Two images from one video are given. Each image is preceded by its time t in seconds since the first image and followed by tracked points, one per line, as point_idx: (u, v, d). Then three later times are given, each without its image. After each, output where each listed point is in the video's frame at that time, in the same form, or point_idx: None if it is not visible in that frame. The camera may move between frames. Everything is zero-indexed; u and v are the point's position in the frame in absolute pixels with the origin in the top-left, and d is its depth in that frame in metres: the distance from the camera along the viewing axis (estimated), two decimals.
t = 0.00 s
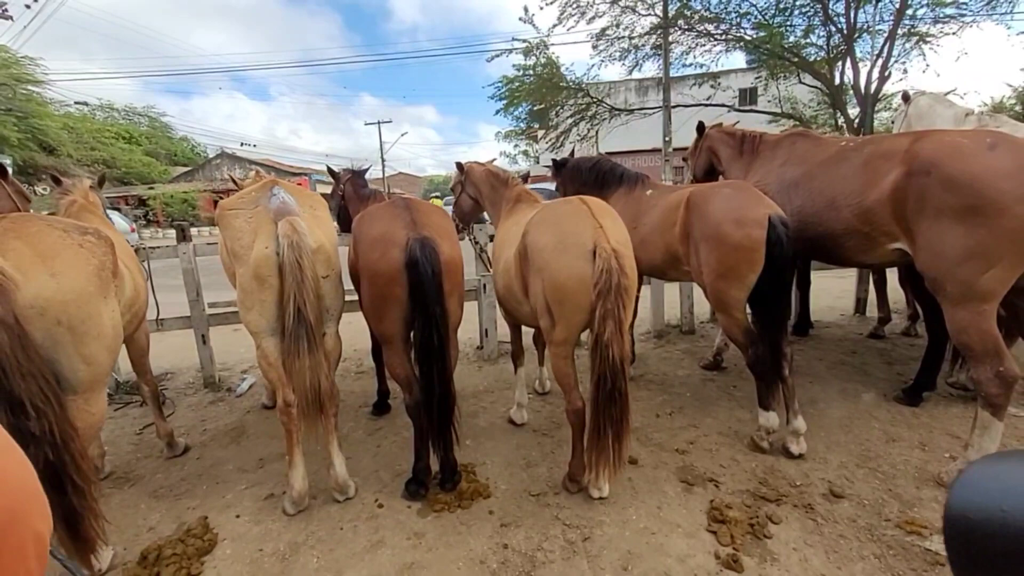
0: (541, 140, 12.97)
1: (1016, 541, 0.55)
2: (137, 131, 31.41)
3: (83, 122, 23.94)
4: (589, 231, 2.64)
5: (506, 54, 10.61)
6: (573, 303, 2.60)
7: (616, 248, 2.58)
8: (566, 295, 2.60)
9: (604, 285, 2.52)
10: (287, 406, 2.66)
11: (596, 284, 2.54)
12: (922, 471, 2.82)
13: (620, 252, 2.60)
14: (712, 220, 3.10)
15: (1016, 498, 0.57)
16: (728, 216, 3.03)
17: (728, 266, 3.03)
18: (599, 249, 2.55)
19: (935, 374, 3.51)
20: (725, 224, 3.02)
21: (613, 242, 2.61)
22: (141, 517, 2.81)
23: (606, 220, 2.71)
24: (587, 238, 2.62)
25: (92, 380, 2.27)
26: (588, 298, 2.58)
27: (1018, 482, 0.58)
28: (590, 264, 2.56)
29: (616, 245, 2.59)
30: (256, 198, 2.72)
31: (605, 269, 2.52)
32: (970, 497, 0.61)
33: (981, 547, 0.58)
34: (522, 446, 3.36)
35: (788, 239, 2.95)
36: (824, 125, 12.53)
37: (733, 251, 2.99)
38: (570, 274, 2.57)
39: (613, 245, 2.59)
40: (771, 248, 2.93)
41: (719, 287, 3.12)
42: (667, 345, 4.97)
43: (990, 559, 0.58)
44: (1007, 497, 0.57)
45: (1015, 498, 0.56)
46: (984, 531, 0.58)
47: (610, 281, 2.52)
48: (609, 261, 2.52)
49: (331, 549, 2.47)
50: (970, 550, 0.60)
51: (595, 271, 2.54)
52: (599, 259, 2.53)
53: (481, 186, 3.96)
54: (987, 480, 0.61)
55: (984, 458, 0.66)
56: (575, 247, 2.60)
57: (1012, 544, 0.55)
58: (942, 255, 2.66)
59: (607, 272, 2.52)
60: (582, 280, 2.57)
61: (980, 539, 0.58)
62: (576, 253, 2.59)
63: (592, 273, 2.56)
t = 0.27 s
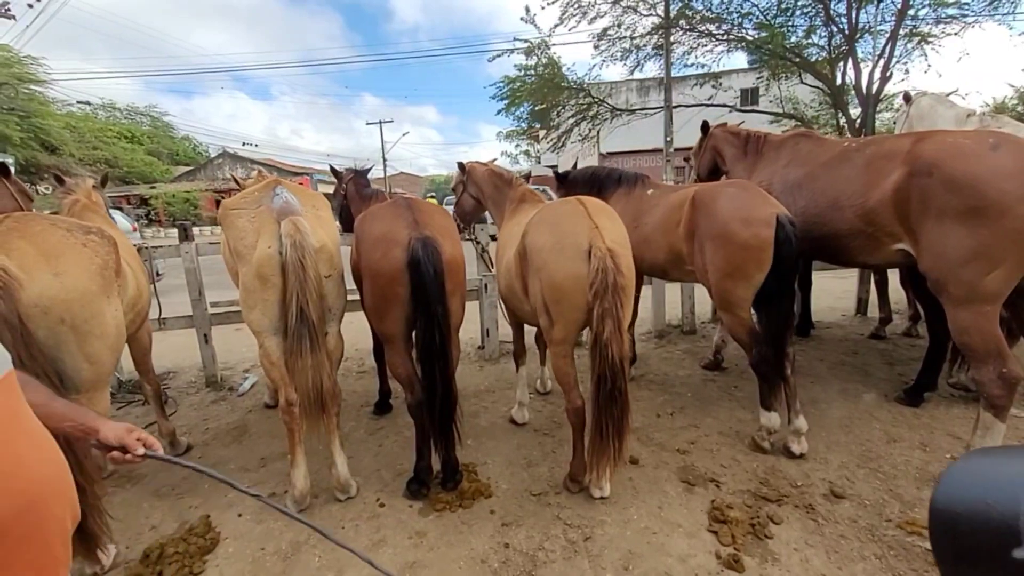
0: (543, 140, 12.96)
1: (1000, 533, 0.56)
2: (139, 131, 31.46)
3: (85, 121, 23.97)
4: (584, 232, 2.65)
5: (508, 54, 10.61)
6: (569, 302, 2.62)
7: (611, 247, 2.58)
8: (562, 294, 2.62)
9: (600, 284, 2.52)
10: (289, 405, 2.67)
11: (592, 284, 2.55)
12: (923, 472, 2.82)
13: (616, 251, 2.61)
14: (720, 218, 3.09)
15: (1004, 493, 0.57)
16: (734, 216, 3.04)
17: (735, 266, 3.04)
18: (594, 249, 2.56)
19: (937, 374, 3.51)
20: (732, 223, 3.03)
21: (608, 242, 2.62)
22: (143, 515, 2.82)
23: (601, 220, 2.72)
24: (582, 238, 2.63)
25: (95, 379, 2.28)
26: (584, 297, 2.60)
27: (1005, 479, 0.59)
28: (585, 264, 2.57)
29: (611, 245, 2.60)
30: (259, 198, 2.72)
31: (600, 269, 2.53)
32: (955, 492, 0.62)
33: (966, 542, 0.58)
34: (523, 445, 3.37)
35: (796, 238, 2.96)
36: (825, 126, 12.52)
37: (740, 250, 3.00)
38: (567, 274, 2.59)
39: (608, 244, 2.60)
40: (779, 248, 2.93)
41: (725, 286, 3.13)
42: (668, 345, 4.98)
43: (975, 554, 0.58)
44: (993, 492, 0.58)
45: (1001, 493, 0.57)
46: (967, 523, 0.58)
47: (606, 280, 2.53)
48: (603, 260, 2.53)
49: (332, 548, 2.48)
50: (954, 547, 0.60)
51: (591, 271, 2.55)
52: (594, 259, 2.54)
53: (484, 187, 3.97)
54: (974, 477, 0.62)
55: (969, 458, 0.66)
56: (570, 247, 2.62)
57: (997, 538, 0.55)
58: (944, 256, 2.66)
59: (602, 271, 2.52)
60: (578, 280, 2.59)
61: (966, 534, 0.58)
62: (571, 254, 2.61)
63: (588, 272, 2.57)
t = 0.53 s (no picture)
0: (544, 140, 12.95)
1: (996, 530, 0.55)
2: (141, 131, 31.52)
3: (88, 120, 24.01)
4: (581, 233, 2.64)
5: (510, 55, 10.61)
6: (567, 301, 2.61)
7: (607, 248, 2.58)
8: (560, 295, 2.61)
9: (597, 284, 2.51)
10: (291, 405, 2.66)
11: (589, 285, 2.54)
12: (927, 474, 2.81)
13: (613, 252, 2.60)
14: (723, 219, 3.08)
15: (995, 490, 0.57)
16: (739, 216, 3.02)
17: (740, 266, 3.02)
18: (590, 250, 2.55)
19: (941, 375, 3.49)
20: (736, 223, 3.02)
21: (605, 243, 2.61)
22: (144, 515, 2.82)
23: (598, 221, 2.71)
24: (579, 240, 2.62)
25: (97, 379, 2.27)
26: (581, 298, 2.59)
27: (996, 475, 0.58)
28: (582, 265, 2.57)
29: (608, 245, 2.59)
30: (260, 197, 2.72)
31: (597, 270, 2.52)
32: (950, 493, 0.60)
33: (962, 540, 0.57)
34: (524, 446, 3.36)
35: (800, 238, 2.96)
36: (827, 126, 12.50)
37: (744, 250, 2.98)
38: (563, 274, 2.59)
39: (605, 246, 2.59)
40: (784, 248, 2.92)
41: (729, 286, 3.11)
42: (670, 346, 4.96)
43: (974, 553, 0.57)
44: (985, 487, 0.57)
45: (995, 488, 0.56)
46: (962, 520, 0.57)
47: (602, 280, 2.52)
48: (600, 261, 2.52)
49: (334, 548, 2.48)
50: (953, 547, 0.59)
51: (588, 273, 2.54)
52: (591, 260, 2.53)
53: (487, 186, 3.97)
54: (968, 475, 0.61)
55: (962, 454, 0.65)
56: (567, 249, 2.61)
57: (993, 536, 0.54)
58: (947, 258, 2.65)
59: (599, 272, 2.51)
60: (575, 280, 2.58)
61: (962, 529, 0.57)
62: (568, 255, 2.60)
63: (584, 273, 2.56)
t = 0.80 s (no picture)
0: (547, 140, 12.95)
1: (996, 530, 0.54)
2: (145, 131, 31.61)
3: (92, 121, 24.10)
4: (581, 243, 2.61)
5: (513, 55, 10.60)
6: (564, 309, 2.61)
7: (606, 261, 2.55)
8: (558, 302, 2.62)
9: (593, 298, 2.51)
10: (293, 405, 2.66)
11: (585, 298, 2.54)
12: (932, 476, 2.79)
13: (613, 266, 2.57)
14: (721, 220, 3.08)
15: (996, 490, 0.56)
16: (737, 217, 3.01)
17: (738, 266, 3.01)
18: (589, 262, 2.54)
19: (945, 377, 3.47)
20: (734, 224, 3.01)
21: (606, 255, 2.58)
22: (147, 514, 2.82)
23: (600, 232, 2.68)
24: (579, 250, 2.60)
25: (99, 377, 2.27)
26: (578, 309, 2.59)
27: (999, 476, 0.58)
28: (581, 277, 2.55)
29: (608, 258, 2.57)
30: (263, 197, 2.72)
31: (594, 283, 2.51)
32: (951, 492, 0.59)
33: (961, 540, 0.56)
34: (527, 446, 3.36)
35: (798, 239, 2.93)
36: (831, 125, 12.46)
37: (741, 252, 2.97)
38: (562, 282, 2.59)
39: (605, 258, 2.57)
40: (781, 249, 2.90)
41: (728, 288, 3.10)
42: (672, 346, 4.95)
43: (972, 553, 0.56)
44: (986, 488, 0.56)
45: (995, 489, 0.56)
46: (964, 520, 0.56)
47: (598, 294, 2.51)
48: (598, 275, 2.51)
49: (336, 548, 2.47)
50: (952, 548, 0.58)
51: (585, 284, 2.53)
52: (589, 272, 2.52)
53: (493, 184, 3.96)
54: (970, 475, 0.60)
55: (963, 455, 0.64)
56: (565, 258, 2.60)
57: (995, 537, 0.54)
58: (951, 259, 2.64)
59: (596, 286, 2.50)
60: (572, 289, 2.58)
61: (962, 528, 0.56)
62: (567, 264, 2.60)
63: (582, 284, 2.55)
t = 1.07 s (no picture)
0: (550, 140, 12.93)
1: (996, 537, 0.53)
2: (149, 131, 31.74)
3: (97, 121, 24.20)
4: (582, 243, 2.60)
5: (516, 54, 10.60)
6: (564, 308, 2.61)
7: (607, 261, 2.54)
8: (557, 300, 2.61)
9: (591, 298, 2.50)
10: (296, 403, 2.66)
11: (583, 297, 2.54)
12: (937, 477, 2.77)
13: (613, 267, 2.56)
14: (731, 218, 3.05)
15: (998, 492, 0.55)
16: (746, 216, 2.99)
17: (747, 265, 3.00)
18: (590, 261, 2.53)
19: (951, 378, 3.45)
20: (743, 223, 2.99)
21: (606, 255, 2.57)
22: (150, 513, 2.82)
23: (601, 231, 2.67)
24: (579, 249, 2.59)
25: (103, 376, 2.28)
26: (577, 309, 2.58)
27: (997, 478, 0.57)
28: (580, 276, 2.55)
29: (608, 259, 2.55)
30: (267, 196, 2.73)
31: (593, 282, 2.50)
32: (952, 495, 0.59)
33: (959, 542, 0.56)
34: (529, 446, 3.35)
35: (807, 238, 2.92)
36: (835, 126, 12.41)
37: (751, 250, 2.96)
38: (561, 281, 2.58)
39: (606, 258, 2.55)
40: (791, 248, 2.89)
41: (735, 286, 3.09)
42: (676, 346, 4.94)
43: (971, 556, 0.55)
44: (986, 490, 0.56)
45: (994, 492, 0.55)
46: (965, 523, 0.55)
47: (597, 294, 2.51)
48: (597, 275, 2.50)
49: (338, 548, 2.47)
50: (949, 548, 0.57)
51: (584, 284, 2.53)
52: (590, 271, 2.51)
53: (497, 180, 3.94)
54: (972, 476, 0.59)
55: (964, 458, 0.63)
56: (565, 257, 2.60)
57: (995, 541, 0.53)
58: (953, 258, 2.62)
59: (595, 285, 2.50)
60: (572, 289, 2.57)
61: (962, 532, 0.55)
62: (568, 264, 2.58)
63: (582, 283, 2.54)
